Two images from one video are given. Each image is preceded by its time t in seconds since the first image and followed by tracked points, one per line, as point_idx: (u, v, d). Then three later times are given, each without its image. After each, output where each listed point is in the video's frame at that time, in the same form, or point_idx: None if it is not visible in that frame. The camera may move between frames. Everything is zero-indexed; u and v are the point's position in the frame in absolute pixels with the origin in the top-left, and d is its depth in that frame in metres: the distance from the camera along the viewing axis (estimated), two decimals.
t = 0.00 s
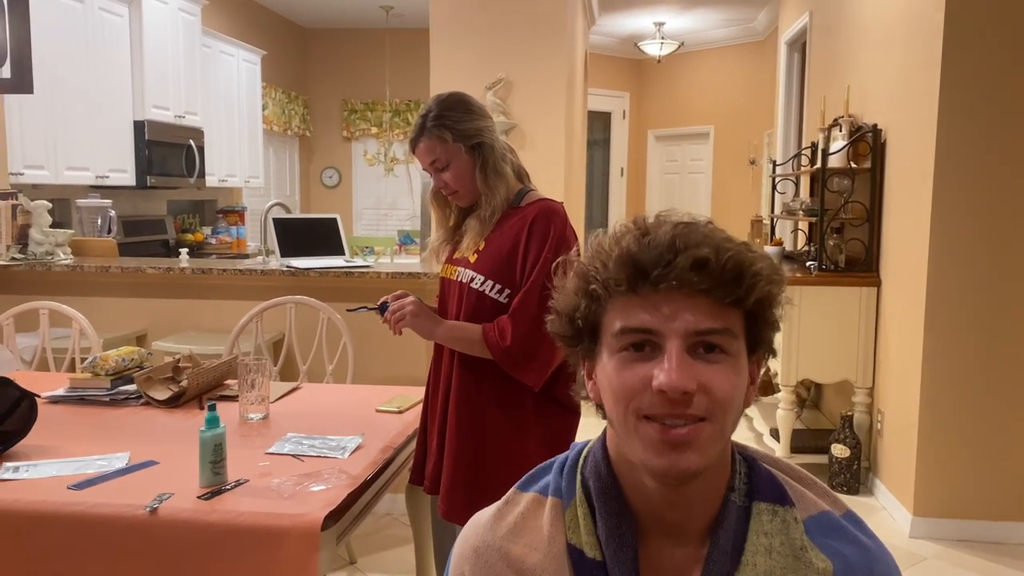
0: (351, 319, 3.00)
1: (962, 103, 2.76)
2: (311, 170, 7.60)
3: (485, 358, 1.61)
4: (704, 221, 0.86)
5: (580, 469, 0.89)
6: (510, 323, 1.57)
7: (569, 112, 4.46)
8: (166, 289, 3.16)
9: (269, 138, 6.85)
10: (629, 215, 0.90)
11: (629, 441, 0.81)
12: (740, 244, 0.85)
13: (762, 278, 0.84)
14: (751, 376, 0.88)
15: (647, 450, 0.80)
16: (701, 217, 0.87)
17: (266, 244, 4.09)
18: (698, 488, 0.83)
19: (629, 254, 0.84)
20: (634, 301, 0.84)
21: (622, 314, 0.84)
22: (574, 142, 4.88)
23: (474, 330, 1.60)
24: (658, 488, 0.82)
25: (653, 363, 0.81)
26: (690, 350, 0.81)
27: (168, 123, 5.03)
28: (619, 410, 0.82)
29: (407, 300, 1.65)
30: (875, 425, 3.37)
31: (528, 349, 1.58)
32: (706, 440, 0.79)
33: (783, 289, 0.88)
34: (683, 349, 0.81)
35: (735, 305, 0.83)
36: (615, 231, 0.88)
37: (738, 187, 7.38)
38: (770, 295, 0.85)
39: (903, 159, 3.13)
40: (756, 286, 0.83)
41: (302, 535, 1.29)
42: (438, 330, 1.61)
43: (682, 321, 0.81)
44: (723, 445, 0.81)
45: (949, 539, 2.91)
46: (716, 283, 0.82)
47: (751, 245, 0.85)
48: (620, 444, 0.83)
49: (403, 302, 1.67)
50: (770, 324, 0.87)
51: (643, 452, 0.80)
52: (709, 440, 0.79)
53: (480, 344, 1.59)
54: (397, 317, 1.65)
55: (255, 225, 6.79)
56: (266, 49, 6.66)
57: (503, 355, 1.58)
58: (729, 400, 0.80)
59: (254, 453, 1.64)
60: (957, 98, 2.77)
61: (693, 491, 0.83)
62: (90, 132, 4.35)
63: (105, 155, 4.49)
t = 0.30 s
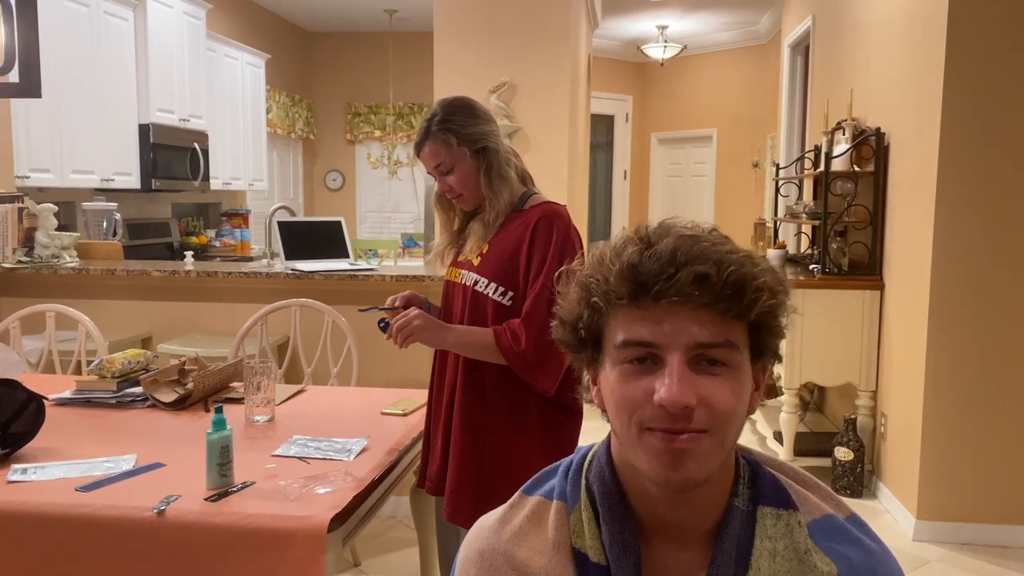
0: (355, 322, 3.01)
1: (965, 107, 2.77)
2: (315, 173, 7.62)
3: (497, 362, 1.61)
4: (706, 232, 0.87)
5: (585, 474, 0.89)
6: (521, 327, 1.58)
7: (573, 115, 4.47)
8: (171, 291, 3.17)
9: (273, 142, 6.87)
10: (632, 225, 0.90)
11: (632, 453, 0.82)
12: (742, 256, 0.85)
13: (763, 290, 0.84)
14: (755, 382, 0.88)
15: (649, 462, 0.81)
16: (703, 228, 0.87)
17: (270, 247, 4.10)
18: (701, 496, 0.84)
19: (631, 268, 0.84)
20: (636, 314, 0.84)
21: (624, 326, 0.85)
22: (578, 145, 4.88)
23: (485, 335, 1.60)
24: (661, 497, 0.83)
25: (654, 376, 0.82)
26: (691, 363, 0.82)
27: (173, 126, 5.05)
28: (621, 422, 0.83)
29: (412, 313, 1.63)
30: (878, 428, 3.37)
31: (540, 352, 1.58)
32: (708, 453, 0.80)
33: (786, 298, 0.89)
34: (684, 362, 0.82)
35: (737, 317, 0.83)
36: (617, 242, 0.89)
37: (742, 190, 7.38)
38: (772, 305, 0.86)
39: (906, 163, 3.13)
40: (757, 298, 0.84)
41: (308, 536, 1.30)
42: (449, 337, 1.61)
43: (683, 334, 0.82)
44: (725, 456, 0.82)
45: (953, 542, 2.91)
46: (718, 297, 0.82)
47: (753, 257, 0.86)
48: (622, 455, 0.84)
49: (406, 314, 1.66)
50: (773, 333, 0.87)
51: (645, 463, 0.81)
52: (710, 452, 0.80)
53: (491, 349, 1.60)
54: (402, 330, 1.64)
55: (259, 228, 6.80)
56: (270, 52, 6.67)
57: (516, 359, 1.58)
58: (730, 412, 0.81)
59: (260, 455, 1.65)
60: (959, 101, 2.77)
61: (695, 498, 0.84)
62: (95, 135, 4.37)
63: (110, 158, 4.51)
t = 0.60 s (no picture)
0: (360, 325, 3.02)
1: (969, 111, 2.77)
2: (319, 176, 7.64)
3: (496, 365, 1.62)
4: (718, 235, 0.87)
5: (592, 476, 0.90)
6: (521, 329, 1.58)
7: (576, 119, 4.48)
8: (176, 294, 3.18)
9: (277, 145, 6.89)
10: (644, 227, 0.90)
11: (645, 452, 0.82)
12: (754, 258, 0.86)
13: (776, 292, 0.85)
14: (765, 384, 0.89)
15: (663, 461, 0.81)
16: (716, 230, 0.88)
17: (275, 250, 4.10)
18: (710, 497, 0.84)
19: (645, 268, 0.85)
20: (650, 314, 0.84)
21: (637, 326, 0.85)
22: (581, 148, 4.88)
23: (485, 336, 1.61)
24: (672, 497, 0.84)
25: (668, 376, 0.82)
26: (705, 363, 0.82)
27: (178, 130, 5.06)
28: (634, 421, 0.83)
29: (414, 311, 1.65)
30: (882, 431, 3.37)
31: (539, 355, 1.59)
32: (721, 451, 0.80)
33: (795, 301, 0.89)
34: (698, 361, 0.82)
35: (749, 318, 0.84)
36: (629, 243, 0.89)
37: (745, 193, 7.38)
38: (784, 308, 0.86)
39: (910, 166, 3.13)
40: (770, 299, 0.85)
41: (315, 539, 1.30)
42: (450, 336, 1.62)
43: (697, 333, 0.82)
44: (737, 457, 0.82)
45: (958, 546, 2.90)
46: (730, 298, 0.83)
47: (764, 259, 0.86)
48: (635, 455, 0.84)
49: (410, 312, 1.67)
50: (783, 335, 0.88)
51: (657, 462, 0.81)
52: (723, 451, 0.80)
53: (491, 350, 1.60)
54: (405, 326, 1.66)
55: (263, 231, 6.82)
56: (274, 56, 6.69)
57: (514, 361, 1.58)
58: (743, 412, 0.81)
59: (266, 458, 1.65)
60: (964, 105, 2.77)
61: (706, 500, 0.84)
62: (101, 138, 4.38)
63: (115, 161, 4.53)
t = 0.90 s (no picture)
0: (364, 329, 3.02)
1: (973, 114, 2.77)
2: (322, 180, 7.65)
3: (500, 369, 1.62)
4: (722, 239, 0.87)
5: (600, 480, 0.90)
6: (524, 334, 1.59)
7: (580, 122, 4.49)
8: (181, 298, 3.19)
9: (281, 148, 6.90)
10: (649, 233, 0.91)
11: (647, 456, 0.82)
12: (758, 262, 0.86)
13: (780, 297, 0.85)
14: (771, 390, 0.89)
15: (664, 464, 0.81)
16: (719, 235, 0.88)
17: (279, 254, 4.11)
18: (715, 501, 0.84)
19: (647, 271, 0.85)
20: (652, 318, 0.85)
21: (640, 330, 0.85)
22: (585, 151, 4.89)
23: (488, 341, 1.61)
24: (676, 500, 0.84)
25: (670, 380, 0.82)
26: (707, 367, 0.82)
27: (182, 133, 5.08)
28: (636, 424, 0.83)
29: (418, 316, 1.65)
30: (886, 435, 3.37)
31: (543, 360, 1.59)
32: (722, 454, 0.80)
33: (802, 306, 0.89)
34: (700, 365, 0.82)
35: (753, 322, 0.84)
36: (633, 248, 0.89)
37: (749, 196, 7.38)
38: (788, 313, 0.86)
39: (914, 170, 3.13)
40: (774, 303, 0.84)
41: (320, 543, 1.31)
42: (453, 341, 1.62)
43: (698, 337, 0.82)
44: (739, 461, 0.82)
45: (962, 550, 2.90)
46: (733, 301, 0.83)
47: (768, 264, 0.86)
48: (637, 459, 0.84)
49: (415, 317, 1.68)
50: (790, 341, 0.88)
51: (659, 465, 0.82)
52: (725, 454, 0.80)
53: (495, 355, 1.61)
54: (409, 331, 1.66)
55: (267, 235, 6.83)
56: (278, 59, 6.71)
57: (518, 366, 1.59)
58: (746, 415, 0.81)
59: (271, 462, 1.66)
60: (967, 109, 2.77)
61: (711, 504, 0.84)
62: (105, 142, 4.40)
63: (120, 165, 4.54)
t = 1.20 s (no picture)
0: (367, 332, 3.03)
1: (976, 117, 2.77)
2: (326, 183, 7.66)
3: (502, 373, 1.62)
4: (720, 244, 0.88)
5: (603, 484, 0.90)
6: (526, 339, 1.59)
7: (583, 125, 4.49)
8: (184, 301, 3.20)
9: (285, 151, 6.92)
10: (647, 239, 0.91)
11: (650, 461, 0.82)
12: (757, 267, 0.86)
13: (779, 300, 0.85)
14: (772, 394, 0.89)
15: (666, 469, 0.81)
16: (717, 240, 0.89)
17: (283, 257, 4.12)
18: (718, 506, 0.84)
19: (646, 278, 0.85)
20: (653, 323, 0.85)
21: (641, 336, 0.85)
22: (587, 154, 4.89)
23: (489, 347, 1.61)
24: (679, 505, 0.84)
25: (670, 386, 0.82)
26: (708, 372, 0.82)
27: (186, 136, 5.09)
28: (638, 430, 0.83)
29: (421, 322, 1.65)
30: (890, 438, 3.36)
31: (544, 364, 1.59)
32: (724, 458, 0.80)
33: (803, 310, 0.89)
34: (700, 371, 0.82)
35: (752, 327, 0.84)
36: (633, 255, 0.90)
37: (752, 199, 7.38)
38: (789, 317, 0.87)
39: (917, 173, 3.13)
40: (774, 308, 0.85)
41: (323, 546, 1.31)
42: (454, 348, 1.62)
43: (698, 342, 0.83)
44: (742, 465, 0.82)
45: (965, 554, 2.89)
46: (733, 306, 0.83)
47: (767, 268, 0.87)
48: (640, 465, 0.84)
49: (418, 323, 1.67)
50: (790, 345, 0.88)
51: (661, 471, 0.82)
52: (727, 457, 0.80)
53: (496, 360, 1.61)
54: (413, 336, 1.66)
55: (270, 238, 6.85)
56: (281, 63, 6.73)
57: (519, 370, 1.59)
58: (747, 420, 0.81)
59: (274, 465, 1.66)
60: (970, 112, 2.77)
61: (714, 508, 0.84)
62: (109, 145, 4.41)
63: (124, 168, 4.56)
